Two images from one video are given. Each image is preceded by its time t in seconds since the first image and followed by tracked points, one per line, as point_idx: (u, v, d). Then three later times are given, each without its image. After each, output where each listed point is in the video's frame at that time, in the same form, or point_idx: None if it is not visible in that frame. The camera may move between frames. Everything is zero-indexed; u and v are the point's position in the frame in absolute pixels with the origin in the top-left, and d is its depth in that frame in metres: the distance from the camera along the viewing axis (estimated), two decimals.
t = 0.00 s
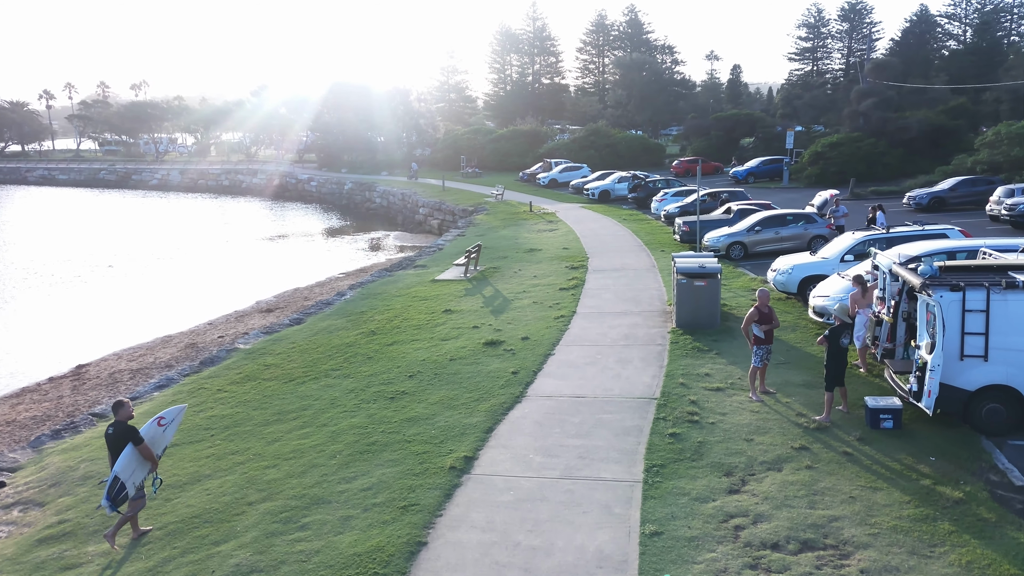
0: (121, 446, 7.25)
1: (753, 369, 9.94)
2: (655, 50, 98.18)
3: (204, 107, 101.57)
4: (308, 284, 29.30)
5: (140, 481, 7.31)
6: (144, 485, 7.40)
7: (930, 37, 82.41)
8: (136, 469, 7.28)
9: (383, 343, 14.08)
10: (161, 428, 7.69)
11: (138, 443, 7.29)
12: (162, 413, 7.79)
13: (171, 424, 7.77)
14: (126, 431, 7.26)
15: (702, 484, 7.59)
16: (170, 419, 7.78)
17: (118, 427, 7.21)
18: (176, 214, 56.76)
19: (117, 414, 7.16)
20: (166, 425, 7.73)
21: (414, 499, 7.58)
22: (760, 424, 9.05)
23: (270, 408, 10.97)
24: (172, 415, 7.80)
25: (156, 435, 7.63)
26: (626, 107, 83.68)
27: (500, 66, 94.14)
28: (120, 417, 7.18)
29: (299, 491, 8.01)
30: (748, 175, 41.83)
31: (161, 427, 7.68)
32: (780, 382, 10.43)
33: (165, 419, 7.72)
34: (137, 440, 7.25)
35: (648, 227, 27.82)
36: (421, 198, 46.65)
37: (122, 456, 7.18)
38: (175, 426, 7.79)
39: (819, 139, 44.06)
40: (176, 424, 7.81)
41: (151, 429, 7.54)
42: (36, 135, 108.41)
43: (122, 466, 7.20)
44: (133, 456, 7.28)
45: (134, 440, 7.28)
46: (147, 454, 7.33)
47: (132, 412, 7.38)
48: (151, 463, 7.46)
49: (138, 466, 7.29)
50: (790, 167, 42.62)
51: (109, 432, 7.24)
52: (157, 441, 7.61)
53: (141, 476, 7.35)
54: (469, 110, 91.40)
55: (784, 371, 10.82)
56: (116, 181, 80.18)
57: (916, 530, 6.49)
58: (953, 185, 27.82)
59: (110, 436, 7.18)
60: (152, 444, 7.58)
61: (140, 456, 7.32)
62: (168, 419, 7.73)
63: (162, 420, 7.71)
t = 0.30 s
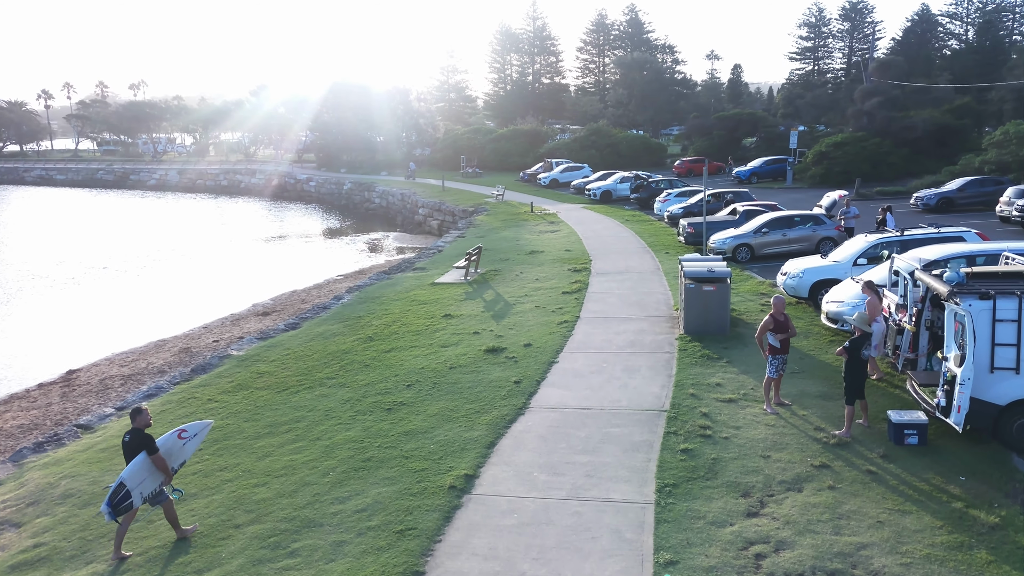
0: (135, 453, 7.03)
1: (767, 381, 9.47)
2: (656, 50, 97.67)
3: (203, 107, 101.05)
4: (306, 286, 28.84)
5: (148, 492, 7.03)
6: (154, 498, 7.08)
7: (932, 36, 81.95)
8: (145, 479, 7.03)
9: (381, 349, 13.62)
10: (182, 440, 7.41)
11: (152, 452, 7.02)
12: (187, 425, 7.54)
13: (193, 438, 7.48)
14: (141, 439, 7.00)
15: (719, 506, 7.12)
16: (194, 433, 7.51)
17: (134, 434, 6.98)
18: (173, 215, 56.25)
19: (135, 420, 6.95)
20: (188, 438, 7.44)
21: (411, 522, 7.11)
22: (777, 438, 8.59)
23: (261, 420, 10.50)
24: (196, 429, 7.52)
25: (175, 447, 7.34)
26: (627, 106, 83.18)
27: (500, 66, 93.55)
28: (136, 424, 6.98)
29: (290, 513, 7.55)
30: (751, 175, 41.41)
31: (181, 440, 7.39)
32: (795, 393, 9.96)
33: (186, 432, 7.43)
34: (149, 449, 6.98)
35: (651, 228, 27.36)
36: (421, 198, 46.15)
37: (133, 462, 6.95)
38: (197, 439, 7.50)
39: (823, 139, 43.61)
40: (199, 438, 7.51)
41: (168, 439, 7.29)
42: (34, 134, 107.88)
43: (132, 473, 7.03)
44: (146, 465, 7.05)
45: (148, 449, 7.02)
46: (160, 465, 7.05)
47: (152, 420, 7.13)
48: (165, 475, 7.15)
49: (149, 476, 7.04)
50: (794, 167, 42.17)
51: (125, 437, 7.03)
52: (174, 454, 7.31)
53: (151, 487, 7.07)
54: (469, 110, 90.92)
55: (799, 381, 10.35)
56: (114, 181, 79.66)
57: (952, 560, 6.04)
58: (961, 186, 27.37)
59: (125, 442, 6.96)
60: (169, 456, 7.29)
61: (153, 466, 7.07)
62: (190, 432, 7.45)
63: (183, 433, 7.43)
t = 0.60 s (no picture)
0: (152, 463, 6.67)
1: (785, 396, 8.93)
2: (657, 49, 97.09)
3: (202, 107, 100.41)
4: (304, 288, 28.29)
5: (171, 502, 6.67)
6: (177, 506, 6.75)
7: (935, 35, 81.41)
8: (167, 490, 6.66)
9: (377, 358, 13.07)
10: (193, 441, 7.07)
11: (170, 459, 6.65)
12: (195, 423, 7.20)
13: (204, 435, 7.16)
14: (158, 446, 6.67)
15: (741, 535, 6.59)
16: (203, 430, 7.18)
17: (151, 441, 6.64)
18: (171, 216, 55.64)
19: (150, 425, 6.61)
20: (199, 437, 7.12)
21: (406, 552, 6.58)
22: (798, 458, 8.06)
23: (250, 435, 9.94)
24: (205, 424, 7.20)
25: (188, 449, 7.01)
26: (628, 106, 82.59)
27: (501, 65, 92.80)
28: (154, 431, 6.62)
29: (277, 541, 7.03)
30: (755, 175, 40.94)
31: (193, 440, 7.05)
32: (814, 407, 9.43)
33: (198, 431, 7.10)
34: (170, 456, 6.63)
35: (655, 229, 26.81)
36: (420, 199, 45.52)
37: (154, 474, 6.57)
38: (208, 437, 7.17)
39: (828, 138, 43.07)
40: (210, 435, 7.21)
41: (184, 442, 6.95)
42: (32, 134, 107.29)
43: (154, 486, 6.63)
44: (165, 474, 6.67)
45: (166, 456, 6.65)
46: (180, 472, 6.70)
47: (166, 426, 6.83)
48: (184, 481, 6.82)
49: (169, 485, 6.67)
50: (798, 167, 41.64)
51: (139, 446, 6.67)
52: (188, 456, 6.99)
53: (173, 495, 6.72)
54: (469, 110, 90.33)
55: (817, 393, 9.82)
56: (111, 181, 79.08)
57: None
58: (971, 186, 26.83)
59: (141, 450, 6.61)
60: (183, 459, 6.96)
61: (172, 474, 6.70)
62: (201, 430, 7.12)
63: (195, 432, 7.10)
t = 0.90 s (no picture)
0: (165, 476, 6.31)
1: (806, 411, 8.34)
2: (658, 49, 96.54)
3: (201, 107, 99.86)
4: (300, 291, 27.72)
5: (186, 515, 6.33)
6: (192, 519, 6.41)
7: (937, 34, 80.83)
8: (180, 502, 6.30)
9: (372, 367, 12.48)
10: (207, 450, 6.68)
11: (183, 470, 6.29)
12: (208, 432, 6.80)
13: (218, 444, 6.76)
14: (169, 456, 6.29)
15: (766, 568, 6.02)
16: (217, 439, 6.77)
17: (160, 451, 6.29)
18: (168, 216, 55.05)
19: (159, 437, 6.25)
20: (213, 446, 6.71)
21: None
22: (823, 480, 7.47)
23: (235, 451, 9.36)
24: (218, 433, 6.78)
25: (202, 459, 6.62)
26: (630, 106, 82.00)
27: (501, 65, 92.10)
28: (164, 441, 6.26)
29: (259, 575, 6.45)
30: (759, 175, 40.53)
31: (207, 449, 6.66)
32: (836, 422, 8.85)
33: (211, 440, 6.70)
34: (182, 466, 6.27)
35: (658, 230, 26.21)
36: (420, 199, 44.91)
37: (165, 486, 6.21)
38: (222, 446, 6.79)
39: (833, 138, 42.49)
40: (223, 444, 6.80)
41: (197, 451, 6.55)
42: (30, 134, 106.70)
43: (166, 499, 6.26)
44: (178, 486, 6.31)
45: (178, 467, 6.29)
46: (193, 483, 6.34)
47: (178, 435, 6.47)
48: (199, 492, 6.46)
49: (182, 498, 6.32)
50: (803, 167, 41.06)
51: (149, 457, 6.29)
52: (202, 466, 6.60)
53: (187, 508, 6.36)
54: (470, 110, 89.87)
55: (838, 406, 9.24)
56: (109, 181, 78.52)
57: None
58: (982, 187, 26.24)
59: (151, 462, 6.26)
60: (197, 469, 6.58)
61: (185, 485, 6.34)
62: (214, 439, 6.71)
63: (207, 441, 6.69)
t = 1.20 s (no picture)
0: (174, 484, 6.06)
1: (829, 427, 7.80)
2: (659, 48, 95.98)
3: (200, 107, 99.32)
4: (297, 294, 27.16)
5: (188, 527, 5.97)
6: (195, 532, 6.05)
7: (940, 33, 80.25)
8: (185, 512, 5.98)
9: (367, 375, 11.91)
10: (225, 467, 6.38)
11: (193, 480, 5.99)
12: (232, 451, 6.52)
13: (238, 463, 6.44)
14: (180, 464, 6.01)
15: None
16: (238, 459, 6.47)
17: (171, 459, 6.03)
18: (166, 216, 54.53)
19: (169, 443, 5.98)
20: (232, 464, 6.40)
21: None
22: (852, 504, 6.91)
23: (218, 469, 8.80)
24: (240, 453, 6.48)
25: (218, 475, 6.31)
26: (631, 105, 81.42)
27: (501, 65, 91.58)
28: (174, 449, 5.98)
29: None
30: (763, 175, 39.97)
31: (225, 466, 6.36)
32: (860, 438, 8.31)
33: (230, 458, 6.40)
34: (191, 475, 5.98)
35: (663, 232, 25.63)
36: (420, 199, 44.36)
37: (170, 492, 5.93)
38: (243, 466, 6.45)
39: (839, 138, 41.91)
40: (244, 464, 6.47)
41: (211, 464, 6.26)
42: (29, 134, 106.20)
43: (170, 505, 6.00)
44: (186, 495, 6.02)
45: (188, 476, 6.00)
46: (201, 495, 6.01)
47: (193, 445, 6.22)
48: (208, 506, 6.12)
49: (189, 507, 6.01)
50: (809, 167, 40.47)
51: (161, 465, 6.05)
52: (216, 482, 6.28)
53: (192, 521, 6.03)
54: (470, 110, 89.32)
55: (861, 420, 8.68)
56: (107, 181, 78.00)
57: None
58: (994, 187, 25.67)
59: (160, 467, 6.02)
60: (210, 485, 6.27)
61: (194, 496, 6.04)
62: (233, 458, 6.41)
63: (227, 458, 6.40)
